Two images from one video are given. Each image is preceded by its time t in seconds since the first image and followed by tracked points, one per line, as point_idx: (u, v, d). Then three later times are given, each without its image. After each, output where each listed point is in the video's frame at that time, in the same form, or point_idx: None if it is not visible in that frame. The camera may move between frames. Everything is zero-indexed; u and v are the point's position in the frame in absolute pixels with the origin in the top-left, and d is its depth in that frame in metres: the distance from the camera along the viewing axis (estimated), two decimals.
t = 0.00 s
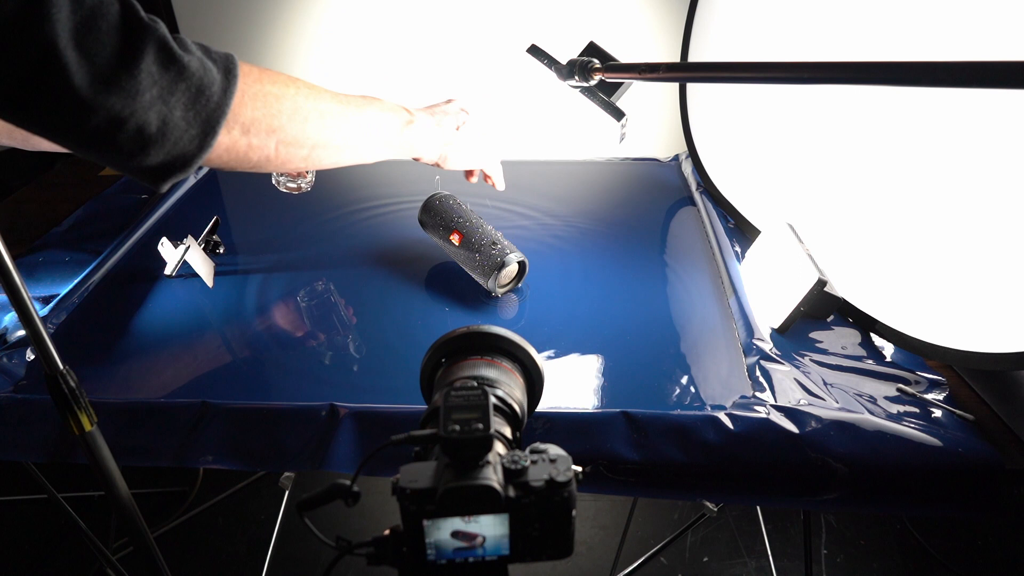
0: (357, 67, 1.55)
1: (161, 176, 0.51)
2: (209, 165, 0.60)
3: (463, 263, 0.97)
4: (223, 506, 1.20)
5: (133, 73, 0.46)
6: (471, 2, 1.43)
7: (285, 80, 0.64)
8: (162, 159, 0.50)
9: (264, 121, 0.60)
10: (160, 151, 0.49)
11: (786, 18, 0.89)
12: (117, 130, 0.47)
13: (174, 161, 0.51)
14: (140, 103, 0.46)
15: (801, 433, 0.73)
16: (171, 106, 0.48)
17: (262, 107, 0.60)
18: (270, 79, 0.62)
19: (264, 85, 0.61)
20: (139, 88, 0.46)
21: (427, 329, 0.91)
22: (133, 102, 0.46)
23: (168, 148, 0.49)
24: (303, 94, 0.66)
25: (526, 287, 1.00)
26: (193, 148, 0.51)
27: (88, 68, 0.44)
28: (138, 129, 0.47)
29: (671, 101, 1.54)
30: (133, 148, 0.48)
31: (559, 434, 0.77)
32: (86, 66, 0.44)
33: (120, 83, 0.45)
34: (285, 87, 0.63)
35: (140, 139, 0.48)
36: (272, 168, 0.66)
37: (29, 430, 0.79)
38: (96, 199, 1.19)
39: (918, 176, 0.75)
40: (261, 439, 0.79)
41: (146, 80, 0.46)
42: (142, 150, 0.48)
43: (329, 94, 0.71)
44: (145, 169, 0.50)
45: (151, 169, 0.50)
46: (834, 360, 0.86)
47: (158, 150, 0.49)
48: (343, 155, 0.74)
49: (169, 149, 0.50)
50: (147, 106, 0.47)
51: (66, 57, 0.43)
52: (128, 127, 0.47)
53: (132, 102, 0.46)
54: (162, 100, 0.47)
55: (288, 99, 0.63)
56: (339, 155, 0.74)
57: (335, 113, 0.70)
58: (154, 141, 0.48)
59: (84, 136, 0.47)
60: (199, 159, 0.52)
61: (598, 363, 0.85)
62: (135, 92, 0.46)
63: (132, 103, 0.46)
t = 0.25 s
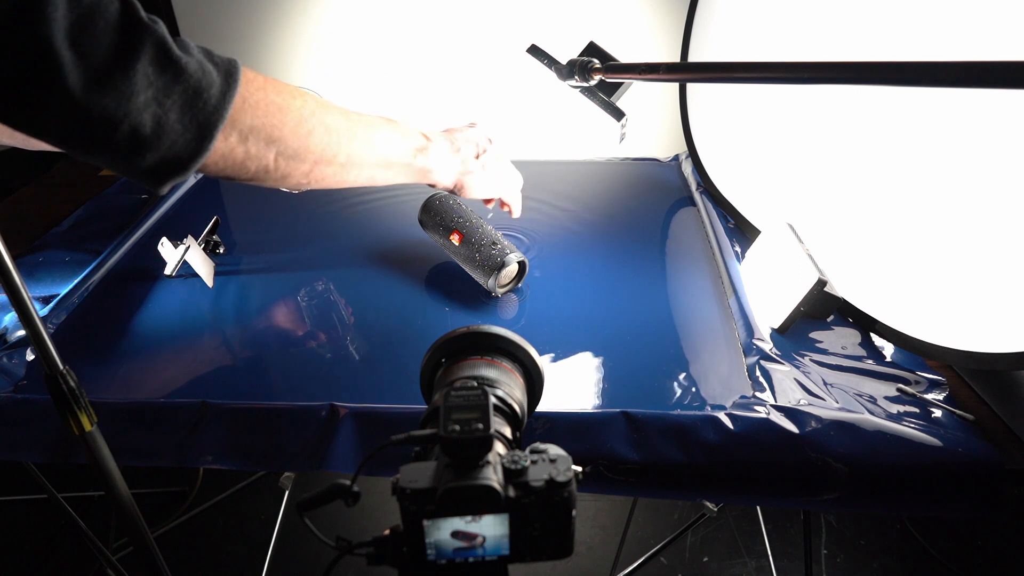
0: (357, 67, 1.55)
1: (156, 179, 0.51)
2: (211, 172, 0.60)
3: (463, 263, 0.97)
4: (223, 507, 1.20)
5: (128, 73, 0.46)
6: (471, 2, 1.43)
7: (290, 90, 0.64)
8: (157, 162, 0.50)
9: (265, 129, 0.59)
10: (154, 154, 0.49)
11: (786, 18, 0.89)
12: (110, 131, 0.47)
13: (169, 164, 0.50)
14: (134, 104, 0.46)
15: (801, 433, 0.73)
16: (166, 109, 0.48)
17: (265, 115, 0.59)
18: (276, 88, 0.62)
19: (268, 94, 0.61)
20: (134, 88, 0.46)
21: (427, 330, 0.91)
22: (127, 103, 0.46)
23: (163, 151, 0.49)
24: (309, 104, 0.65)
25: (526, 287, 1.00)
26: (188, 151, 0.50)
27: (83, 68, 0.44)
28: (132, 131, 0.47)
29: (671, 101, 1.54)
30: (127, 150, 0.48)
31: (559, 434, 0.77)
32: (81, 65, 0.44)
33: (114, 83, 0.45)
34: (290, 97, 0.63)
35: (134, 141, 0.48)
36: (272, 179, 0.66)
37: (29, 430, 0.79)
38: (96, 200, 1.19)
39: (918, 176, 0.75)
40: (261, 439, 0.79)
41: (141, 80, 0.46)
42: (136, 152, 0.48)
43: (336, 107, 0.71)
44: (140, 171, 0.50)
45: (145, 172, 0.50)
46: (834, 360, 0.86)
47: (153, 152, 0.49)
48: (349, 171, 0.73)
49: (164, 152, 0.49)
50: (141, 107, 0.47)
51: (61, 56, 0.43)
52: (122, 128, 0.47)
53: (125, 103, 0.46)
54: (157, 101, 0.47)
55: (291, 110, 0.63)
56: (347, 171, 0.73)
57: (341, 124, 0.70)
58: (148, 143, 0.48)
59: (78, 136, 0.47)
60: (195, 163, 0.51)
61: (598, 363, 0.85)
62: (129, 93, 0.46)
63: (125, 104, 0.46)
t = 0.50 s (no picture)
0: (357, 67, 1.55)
1: (159, 186, 0.51)
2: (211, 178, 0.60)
3: (463, 263, 0.97)
4: (223, 506, 1.20)
5: (136, 83, 0.46)
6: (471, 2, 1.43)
7: (285, 95, 0.65)
8: (161, 170, 0.50)
9: (263, 135, 0.60)
10: (159, 162, 0.49)
11: (786, 18, 0.89)
12: (117, 140, 0.47)
13: (174, 171, 0.51)
14: (142, 113, 0.46)
15: (801, 433, 0.73)
16: (173, 117, 0.48)
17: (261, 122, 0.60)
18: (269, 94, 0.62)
19: (264, 99, 0.62)
20: (142, 98, 0.46)
21: (427, 330, 0.91)
22: (136, 112, 0.46)
23: (168, 159, 0.49)
24: (304, 109, 0.66)
25: (526, 287, 1.00)
26: (193, 159, 0.51)
27: (92, 77, 0.45)
28: (139, 140, 0.47)
29: (671, 101, 1.54)
30: (133, 158, 0.48)
31: (559, 434, 0.77)
32: (90, 75, 0.44)
33: (122, 92, 0.45)
34: (285, 102, 0.64)
35: (140, 150, 0.48)
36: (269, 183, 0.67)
37: (29, 430, 0.79)
38: (96, 200, 1.19)
39: (918, 175, 0.75)
40: (261, 439, 0.79)
41: (149, 90, 0.46)
42: (143, 160, 0.48)
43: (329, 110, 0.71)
44: (144, 179, 0.50)
45: (149, 179, 0.50)
46: (834, 360, 0.86)
47: (158, 160, 0.49)
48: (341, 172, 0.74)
49: (168, 159, 0.49)
50: (148, 116, 0.47)
51: (71, 65, 0.43)
52: (129, 137, 0.47)
53: (133, 112, 0.46)
54: (163, 110, 0.48)
55: (288, 115, 0.63)
56: (339, 171, 0.74)
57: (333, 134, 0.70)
58: (154, 151, 0.48)
59: (85, 145, 0.47)
60: (198, 170, 0.52)
61: (598, 363, 0.85)
62: (137, 103, 0.46)
63: (133, 113, 0.46)
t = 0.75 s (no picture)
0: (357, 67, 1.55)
1: (163, 184, 0.51)
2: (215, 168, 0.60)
3: (463, 263, 0.97)
4: (223, 506, 1.20)
5: (131, 84, 0.45)
6: (471, 2, 1.43)
7: (279, 75, 0.63)
8: (163, 169, 0.50)
9: (263, 122, 0.60)
10: (160, 161, 0.49)
11: (785, 18, 0.89)
12: (117, 142, 0.47)
13: (175, 169, 0.51)
14: (139, 115, 0.46)
15: (801, 433, 0.73)
16: (170, 117, 0.48)
17: (260, 110, 0.59)
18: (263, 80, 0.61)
19: (261, 86, 0.60)
20: (139, 99, 0.46)
21: (428, 329, 0.91)
22: (133, 114, 0.46)
23: (168, 158, 0.49)
24: (300, 92, 0.64)
25: (526, 287, 1.00)
26: (193, 156, 0.51)
27: (89, 80, 0.44)
28: (138, 141, 0.47)
29: (671, 101, 1.54)
30: (134, 158, 0.48)
31: (559, 434, 0.77)
32: (86, 78, 0.44)
33: (119, 94, 0.45)
34: (280, 85, 0.62)
35: (140, 150, 0.48)
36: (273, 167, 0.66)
37: (29, 430, 0.79)
38: (96, 200, 1.19)
39: (918, 175, 0.75)
40: (261, 439, 0.79)
41: (145, 91, 0.46)
42: (143, 160, 0.49)
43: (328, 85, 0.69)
44: (148, 178, 0.50)
45: (152, 178, 0.50)
46: (834, 360, 0.86)
47: (158, 159, 0.49)
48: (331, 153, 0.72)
49: (169, 158, 0.49)
50: (146, 117, 0.47)
51: (66, 69, 0.43)
52: (128, 139, 0.47)
53: (131, 113, 0.46)
54: (161, 110, 0.47)
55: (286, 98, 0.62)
56: (330, 155, 0.73)
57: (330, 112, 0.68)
58: (154, 151, 0.48)
59: (86, 147, 0.47)
60: (199, 167, 0.52)
61: (598, 363, 0.85)
62: (134, 104, 0.46)
63: (131, 115, 0.46)
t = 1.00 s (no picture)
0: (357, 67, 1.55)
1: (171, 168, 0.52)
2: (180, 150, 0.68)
3: (463, 262, 0.97)
4: (223, 506, 1.20)
5: (135, 75, 0.45)
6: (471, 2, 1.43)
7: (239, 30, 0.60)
8: (172, 155, 0.50)
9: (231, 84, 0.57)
10: (170, 148, 0.49)
11: (786, 19, 0.89)
12: (127, 134, 0.46)
13: (183, 154, 0.51)
14: (146, 106, 0.46)
15: (801, 433, 0.73)
16: (174, 104, 0.48)
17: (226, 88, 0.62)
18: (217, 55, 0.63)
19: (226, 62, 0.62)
20: (144, 90, 0.45)
21: (429, 330, 0.91)
22: (140, 105, 0.46)
23: (177, 144, 0.50)
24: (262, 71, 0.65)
25: (526, 287, 1.00)
26: (198, 138, 0.51)
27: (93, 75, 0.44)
28: (148, 131, 0.47)
29: (671, 101, 1.54)
30: (144, 149, 0.48)
31: (559, 434, 0.77)
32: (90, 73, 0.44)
33: (124, 86, 0.45)
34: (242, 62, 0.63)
35: (150, 140, 0.48)
36: (224, 139, 0.73)
37: (29, 430, 0.79)
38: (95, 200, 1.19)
39: (918, 175, 0.75)
40: (262, 439, 0.79)
41: (149, 81, 0.45)
42: (153, 150, 0.48)
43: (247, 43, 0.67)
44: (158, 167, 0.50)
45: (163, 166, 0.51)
46: (834, 360, 0.86)
47: (167, 147, 0.49)
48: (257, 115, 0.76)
49: (177, 144, 0.50)
50: (152, 107, 0.46)
51: (72, 65, 0.42)
52: (138, 130, 0.47)
53: (138, 104, 0.46)
54: (165, 98, 0.47)
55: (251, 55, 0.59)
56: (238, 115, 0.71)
57: (267, 75, 0.70)
58: (163, 139, 0.48)
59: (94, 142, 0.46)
60: (204, 147, 0.52)
61: (598, 363, 0.85)
62: (140, 95, 0.45)
63: (138, 106, 0.46)
